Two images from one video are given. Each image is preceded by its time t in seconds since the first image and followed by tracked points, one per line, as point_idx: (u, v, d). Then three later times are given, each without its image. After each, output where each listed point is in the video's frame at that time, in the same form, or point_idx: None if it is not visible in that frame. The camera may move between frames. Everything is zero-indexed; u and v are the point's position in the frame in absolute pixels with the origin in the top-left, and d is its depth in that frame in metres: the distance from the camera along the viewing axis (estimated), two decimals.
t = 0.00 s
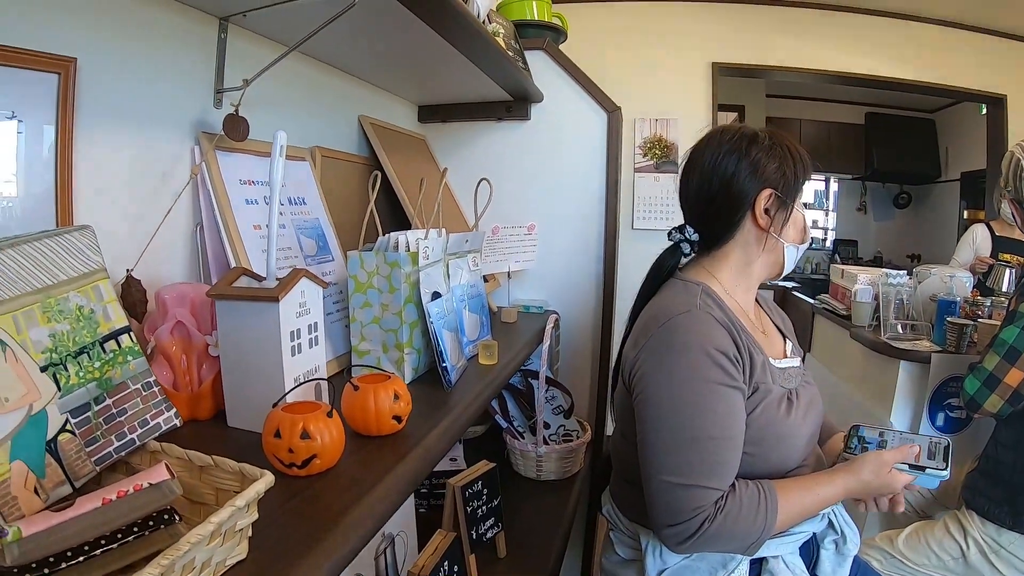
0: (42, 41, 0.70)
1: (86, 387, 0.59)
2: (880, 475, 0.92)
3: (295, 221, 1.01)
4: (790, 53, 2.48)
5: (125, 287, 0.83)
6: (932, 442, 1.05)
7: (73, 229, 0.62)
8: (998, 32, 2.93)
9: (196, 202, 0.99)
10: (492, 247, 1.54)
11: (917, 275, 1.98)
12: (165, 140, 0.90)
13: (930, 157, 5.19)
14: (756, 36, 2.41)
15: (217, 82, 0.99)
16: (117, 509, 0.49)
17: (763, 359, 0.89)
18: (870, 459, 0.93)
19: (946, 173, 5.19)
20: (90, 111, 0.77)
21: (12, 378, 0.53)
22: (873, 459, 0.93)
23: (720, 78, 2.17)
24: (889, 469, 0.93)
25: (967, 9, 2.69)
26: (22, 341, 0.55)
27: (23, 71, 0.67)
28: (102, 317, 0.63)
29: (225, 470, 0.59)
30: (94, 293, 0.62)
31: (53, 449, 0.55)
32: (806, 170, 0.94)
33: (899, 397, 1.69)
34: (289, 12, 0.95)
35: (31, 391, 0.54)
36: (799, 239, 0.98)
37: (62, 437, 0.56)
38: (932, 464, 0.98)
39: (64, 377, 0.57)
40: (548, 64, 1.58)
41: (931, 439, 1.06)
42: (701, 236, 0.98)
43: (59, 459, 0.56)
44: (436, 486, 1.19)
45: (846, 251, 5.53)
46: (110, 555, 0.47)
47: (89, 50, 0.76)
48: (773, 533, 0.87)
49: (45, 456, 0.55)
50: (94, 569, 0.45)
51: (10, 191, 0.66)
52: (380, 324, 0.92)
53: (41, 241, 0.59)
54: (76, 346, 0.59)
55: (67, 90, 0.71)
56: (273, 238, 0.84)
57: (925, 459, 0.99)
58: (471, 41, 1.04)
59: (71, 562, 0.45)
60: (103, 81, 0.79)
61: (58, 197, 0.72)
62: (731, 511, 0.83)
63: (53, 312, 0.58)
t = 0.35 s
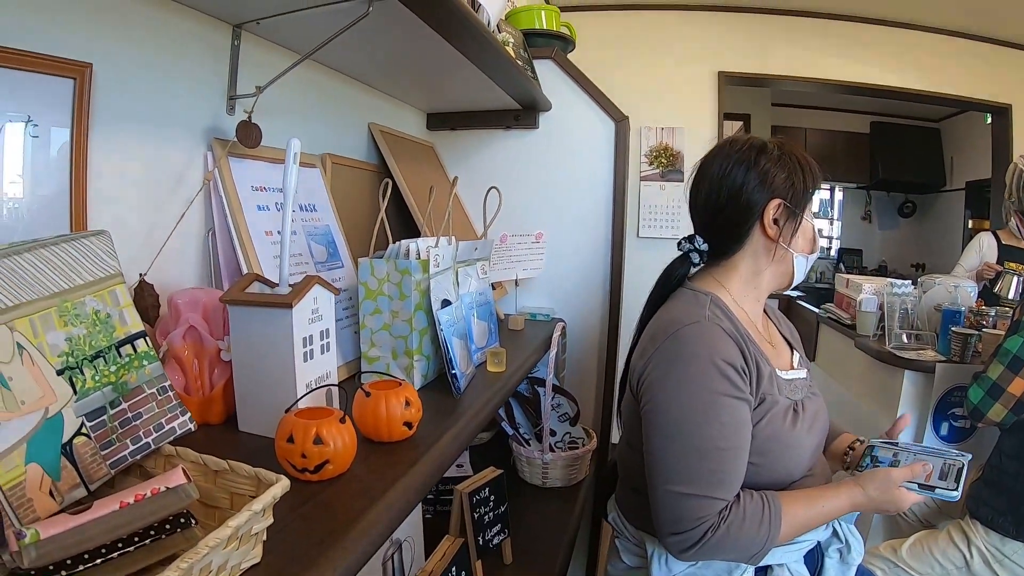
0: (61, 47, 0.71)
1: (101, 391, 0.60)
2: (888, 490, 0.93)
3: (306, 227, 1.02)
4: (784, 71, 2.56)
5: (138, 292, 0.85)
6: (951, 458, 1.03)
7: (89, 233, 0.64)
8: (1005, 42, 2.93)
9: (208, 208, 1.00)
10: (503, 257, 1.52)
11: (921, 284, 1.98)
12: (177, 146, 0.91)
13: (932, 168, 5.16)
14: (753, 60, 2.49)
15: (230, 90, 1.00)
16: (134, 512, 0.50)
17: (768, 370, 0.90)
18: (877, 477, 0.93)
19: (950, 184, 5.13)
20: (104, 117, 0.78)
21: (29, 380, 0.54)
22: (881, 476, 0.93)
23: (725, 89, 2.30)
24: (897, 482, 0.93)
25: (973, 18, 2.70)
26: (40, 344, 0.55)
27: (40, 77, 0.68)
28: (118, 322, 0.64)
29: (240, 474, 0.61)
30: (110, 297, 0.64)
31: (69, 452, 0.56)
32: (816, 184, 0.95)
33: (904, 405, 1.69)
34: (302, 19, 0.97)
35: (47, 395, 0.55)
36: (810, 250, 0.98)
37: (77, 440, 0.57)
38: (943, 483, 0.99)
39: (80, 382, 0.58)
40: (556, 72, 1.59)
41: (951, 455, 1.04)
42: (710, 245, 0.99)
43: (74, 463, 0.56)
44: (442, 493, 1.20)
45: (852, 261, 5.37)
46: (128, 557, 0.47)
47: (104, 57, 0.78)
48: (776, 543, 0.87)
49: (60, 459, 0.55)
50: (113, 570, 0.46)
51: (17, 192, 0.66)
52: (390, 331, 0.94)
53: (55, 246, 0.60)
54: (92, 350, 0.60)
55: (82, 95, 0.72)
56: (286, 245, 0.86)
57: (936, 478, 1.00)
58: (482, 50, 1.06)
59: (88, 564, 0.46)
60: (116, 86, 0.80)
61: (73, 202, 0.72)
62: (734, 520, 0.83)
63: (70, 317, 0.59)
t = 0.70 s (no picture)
0: (69, 51, 0.73)
1: (108, 392, 0.61)
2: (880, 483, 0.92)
3: (309, 231, 1.03)
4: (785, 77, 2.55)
5: (143, 294, 0.85)
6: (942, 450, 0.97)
7: (97, 237, 0.65)
8: (1006, 49, 2.94)
9: (213, 212, 1.01)
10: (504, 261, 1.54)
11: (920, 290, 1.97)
12: (182, 149, 0.92)
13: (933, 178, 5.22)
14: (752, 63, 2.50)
15: (234, 94, 1.01)
16: (139, 512, 0.50)
17: (763, 376, 0.91)
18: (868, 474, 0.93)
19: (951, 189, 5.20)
20: (109, 120, 0.79)
21: (36, 381, 0.54)
22: (878, 479, 0.93)
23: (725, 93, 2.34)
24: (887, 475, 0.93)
25: (974, 27, 2.70)
26: (47, 346, 0.57)
27: (49, 80, 0.69)
28: (125, 325, 0.65)
29: (245, 475, 0.62)
30: (117, 300, 0.65)
31: (75, 452, 0.57)
32: (816, 192, 0.96)
33: (902, 410, 1.70)
34: (307, 26, 0.98)
35: (55, 396, 0.56)
36: (807, 259, 0.98)
37: (84, 440, 0.58)
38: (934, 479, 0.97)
39: (87, 383, 0.59)
40: (558, 78, 1.60)
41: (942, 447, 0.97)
42: (709, 251, 0.99)
43: (80, 462, 0.57)
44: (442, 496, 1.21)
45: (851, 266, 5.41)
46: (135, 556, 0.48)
47: (110, 60, 0.78)
48: (768, 545, 0.88)
49: (67, 459, 0.56)
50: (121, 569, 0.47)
51: (17, 191, 0.66)
52: (391, 335, 0.94)
53: (67, 249, 0.61)
54: (99, 352, 0.61)
55: (89, 98, 0.73)
56: (290, 250, 0.87)
57: (928, 475, 0.97)
58: (485, 57, 1.07)
59: (95, 564, 0.47)
60: (121, 89, 0.81)
61: (79, 205, 0.73)
62: (727, 522, 0.85)
63: (78, 319, 0.60)
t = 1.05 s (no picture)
0: (66, 56, 0.73)
1: (106, 397, 0.63)
2: (864, 483, 0.93)
3: (303, 237, 1.03)
4: (771, 83, 2.57)
5: (139, 297, 0.86)
6: (916, 446, 0.99)
7: (94, 242, 0.65)
8: (998, 56, 2.96)
9: (208, 217, 1.02)
10: (496, 267, 1.54)
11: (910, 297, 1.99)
12: (177, 154, 0.93)
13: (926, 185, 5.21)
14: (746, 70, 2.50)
15: (230, 100, 1.02)
16: (139, 514, 0.51)
17: (750, 382, 0.92)
18: (851, 475, 0.94)
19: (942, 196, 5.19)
20: (105, 125, 0.80)
21: (36, 385, 0.55)
22: (866, 483, 0.93)
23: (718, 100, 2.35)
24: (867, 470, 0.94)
25: (966, 35, 2.72)
26: (47, 351, 0.57)
27: (46, 85, 0.69)
28: (122, 329, 0.66)
29: (242, 479, 0.62)
30: (115, 305, 0.66)
31: (74, 455, 0.58)
32: (805, 200, 0.97)
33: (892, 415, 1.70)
34: (303, 32, 0.99)
35: (54, 400, 0.56)
36: (796, 266, 0.99)
37: (83, 444, 0.59)
38: (911, 467, 1.03)
39: (85, 387, 0.60)
40: (551, 86, 1.61)
41: (917, 443, 0.99)
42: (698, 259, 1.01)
43: (79, 466, 0.58)
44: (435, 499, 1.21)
45: (843, 272, 5.54)
46: (133, 557, 0.49)
47: (107, 65, 0.79)
48: (752, 547, 0.89)
49: (64, 462, 0.57)
50: (122, 570, 0.47)
51: (8, 192, 0.66)
52: (385, 340, 0.95)
53: (68, 254, 0.62)
54: (97, 356, 0.63)
55: (86, 104, 0.74)
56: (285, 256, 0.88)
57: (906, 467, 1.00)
58: (477, 66, 1.08)
59: (98, 564, 0.47)
60: (117, 94, 0.81)
61: (76, 211, 0.74)
62: (712, 524, 0.86)
63: (76, 324, 0.61)
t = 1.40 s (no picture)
0: (47, 54, 0.73)
1: (85, 399, 0.61)
2: (839, 482, 0.94)
3: (284, 238, 1.03)
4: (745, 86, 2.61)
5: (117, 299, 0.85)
6: (894, 445, 1.02)
7: (75, 243, 0.65)
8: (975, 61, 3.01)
9: (189, 218, 1.01)
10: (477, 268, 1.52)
11: (890, 297, 2.00)
12: (157, 154, 0.92)
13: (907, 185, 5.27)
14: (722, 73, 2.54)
15: (211, 100, 1.01)
16: (117, 517, 0.50)
17: (729, 382, 0.92)
18: (828, 472, 0.94)
19: (922, 199, 5.24)
20: (84, 123, 0.79)
21: (13, 388, 0.54)
22: (846, 483, 0.94)
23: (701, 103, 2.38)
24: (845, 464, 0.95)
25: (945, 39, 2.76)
26: (25, 353, 0.57)
27: (25, 83, 0.69)
28: (101, 331, 0.65)
29: (221, 481, 0.62)
30: (93, 307, 0.65)
31: (53, 459, 0.57)
32: (782, 202, 0.97)
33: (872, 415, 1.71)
34: (285, 32, 0.99)
35: (32, 402, 0.56)
36: (773, 267, 1.00)
37: (61, 446, 0.58)
38: (889, 465, 1.04)
39: (64, 390, 0.59)
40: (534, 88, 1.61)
41: (894, 442, 1.02)
42: (677, 261, 1.01)
43: (57, 469, 0.58)
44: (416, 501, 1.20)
45: (823, 273, 5.49)
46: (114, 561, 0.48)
47: (86, 64, 0.78)
48: (732, 546, 0.89)
49: (44, 465, 0.56)
50: (104, 571, 0.47)
51: None
52: (365, 341, 0.95)
53: (45, 254, 0.61)
54: (76, 358, 0.61)
55: (66, 103, 0.74)
56: (265, 257, 0.87)
57: (883, 464, 1.03)
58: (459, 67, 1.08)
59: (76, 568, 0.47)
60: (97, 92, 0.81)
61: (54, 212, 0.74)
62: (693, 524, 0.86)
63: (54, 326, 0.60)
